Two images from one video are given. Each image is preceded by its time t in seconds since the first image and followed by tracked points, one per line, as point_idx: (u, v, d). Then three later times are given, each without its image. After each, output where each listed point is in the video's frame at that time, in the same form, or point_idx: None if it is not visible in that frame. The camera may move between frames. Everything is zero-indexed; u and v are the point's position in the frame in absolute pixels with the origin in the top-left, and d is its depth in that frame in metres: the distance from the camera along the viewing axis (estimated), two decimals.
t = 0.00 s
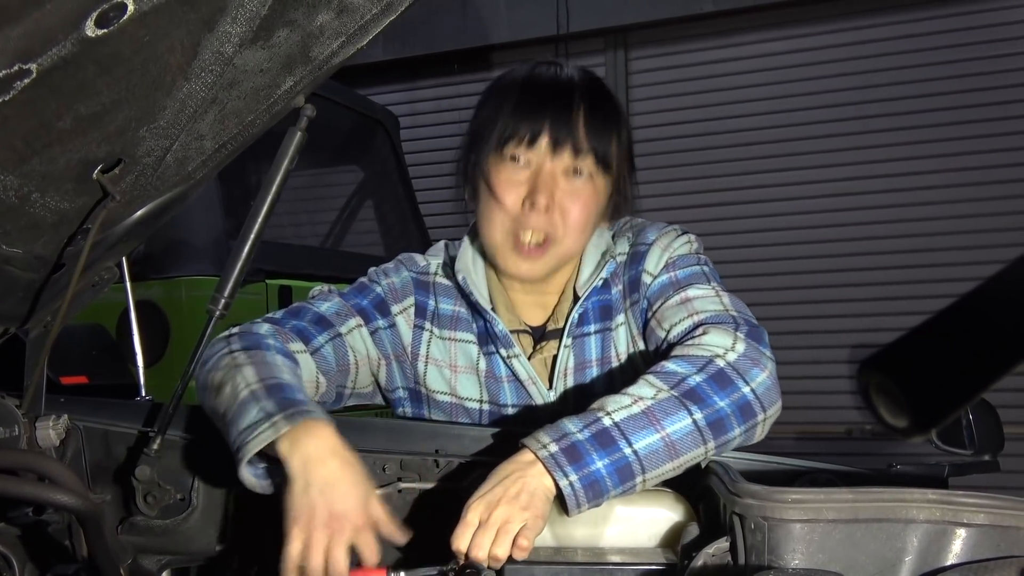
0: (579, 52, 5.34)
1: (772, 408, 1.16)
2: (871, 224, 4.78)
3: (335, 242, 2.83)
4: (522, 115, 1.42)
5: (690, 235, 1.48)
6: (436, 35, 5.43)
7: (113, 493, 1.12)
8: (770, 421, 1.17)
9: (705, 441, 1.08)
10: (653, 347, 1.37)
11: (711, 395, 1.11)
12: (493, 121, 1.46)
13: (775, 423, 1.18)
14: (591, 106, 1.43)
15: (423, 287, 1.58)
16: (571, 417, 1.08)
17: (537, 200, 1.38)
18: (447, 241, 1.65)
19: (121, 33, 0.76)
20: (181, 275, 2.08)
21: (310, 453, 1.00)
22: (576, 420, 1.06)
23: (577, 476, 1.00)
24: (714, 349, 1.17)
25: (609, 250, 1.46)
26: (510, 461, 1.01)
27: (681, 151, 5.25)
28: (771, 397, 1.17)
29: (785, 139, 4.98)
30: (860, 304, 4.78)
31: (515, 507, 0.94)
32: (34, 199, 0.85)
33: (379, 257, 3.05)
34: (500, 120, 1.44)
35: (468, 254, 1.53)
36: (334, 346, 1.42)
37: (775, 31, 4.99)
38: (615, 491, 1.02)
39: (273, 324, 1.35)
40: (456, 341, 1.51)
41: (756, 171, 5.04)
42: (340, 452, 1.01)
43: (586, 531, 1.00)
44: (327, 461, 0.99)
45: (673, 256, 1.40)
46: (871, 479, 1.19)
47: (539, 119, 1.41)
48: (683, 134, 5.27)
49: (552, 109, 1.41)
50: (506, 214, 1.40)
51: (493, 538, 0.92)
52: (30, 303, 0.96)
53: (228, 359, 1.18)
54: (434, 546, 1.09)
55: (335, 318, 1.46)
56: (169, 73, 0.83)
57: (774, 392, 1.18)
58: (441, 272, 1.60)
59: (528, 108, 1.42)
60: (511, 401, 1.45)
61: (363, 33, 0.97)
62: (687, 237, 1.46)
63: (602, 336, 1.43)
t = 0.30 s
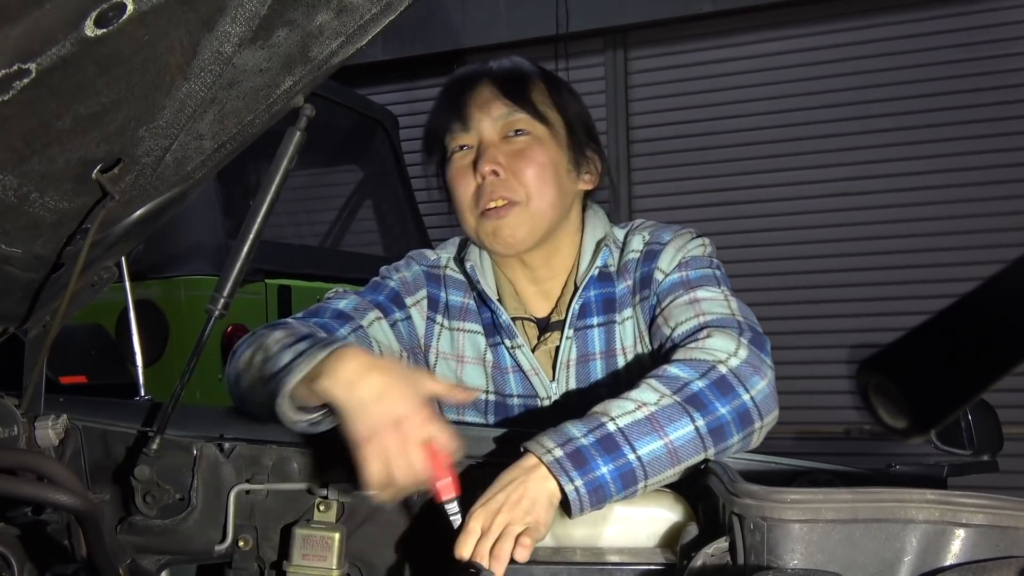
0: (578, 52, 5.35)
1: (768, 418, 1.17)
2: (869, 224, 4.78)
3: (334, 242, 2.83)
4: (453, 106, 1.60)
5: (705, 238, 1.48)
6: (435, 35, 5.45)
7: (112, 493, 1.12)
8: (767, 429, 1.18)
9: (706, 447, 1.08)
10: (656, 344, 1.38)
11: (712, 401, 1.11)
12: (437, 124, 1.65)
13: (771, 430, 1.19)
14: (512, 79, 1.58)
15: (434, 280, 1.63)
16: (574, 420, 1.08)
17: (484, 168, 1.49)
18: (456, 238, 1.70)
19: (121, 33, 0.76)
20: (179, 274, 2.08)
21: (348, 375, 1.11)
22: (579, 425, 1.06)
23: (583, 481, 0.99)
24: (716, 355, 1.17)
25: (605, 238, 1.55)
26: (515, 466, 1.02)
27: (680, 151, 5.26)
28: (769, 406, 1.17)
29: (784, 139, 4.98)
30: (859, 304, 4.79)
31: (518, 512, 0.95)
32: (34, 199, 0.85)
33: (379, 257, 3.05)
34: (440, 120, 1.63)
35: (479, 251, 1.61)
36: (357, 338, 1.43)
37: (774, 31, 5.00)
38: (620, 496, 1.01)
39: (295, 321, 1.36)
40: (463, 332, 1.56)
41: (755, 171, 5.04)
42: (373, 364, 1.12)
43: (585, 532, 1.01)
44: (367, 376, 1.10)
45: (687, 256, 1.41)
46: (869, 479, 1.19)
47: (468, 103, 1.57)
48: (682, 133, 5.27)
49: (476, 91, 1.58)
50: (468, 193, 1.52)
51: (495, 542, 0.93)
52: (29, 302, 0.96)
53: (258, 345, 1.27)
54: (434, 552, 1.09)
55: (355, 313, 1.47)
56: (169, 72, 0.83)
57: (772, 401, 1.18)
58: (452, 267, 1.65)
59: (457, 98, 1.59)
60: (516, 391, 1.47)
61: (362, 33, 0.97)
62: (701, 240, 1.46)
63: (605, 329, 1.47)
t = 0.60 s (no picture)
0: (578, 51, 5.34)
1: (767, 418, 1.17)
2: (869, 224, 4.78)
3: (334, 241, 2.83)
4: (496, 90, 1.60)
5: (713, 243, 1.48)
6: (434, 35, 5.46)
7: (112, 492, 1.12)
8: (766, 430, 1.18)
9: (705, 447, 1.08)
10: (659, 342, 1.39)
11: (712, 400, 1.11)
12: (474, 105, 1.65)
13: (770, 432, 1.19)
14: (559, 76, 1.60)
15: (438, 277, 1.62)
16: (575, 420, 1.08)
17: (522, 155, 1.49)
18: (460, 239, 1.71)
19: (120, 32, 0.76)
20: (179, 273, 2.08)
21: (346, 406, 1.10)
22: (580, 425, 1.06)
23: (583, 481, 1.00)
24: (716, 354, 1.17)
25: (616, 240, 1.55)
26: (517, 466, 1.01)
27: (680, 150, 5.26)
28: (768, 405, 1.17)
29: (784, 139, 4.98)
30: (858, 304, 4.79)
31: (518, 510, 0.95)
32: (33, 198, 0.85)
33: (378, 256, 3.05)
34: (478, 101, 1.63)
35: (491, 242, 1.60)
36: (359, 337, 1.44)
37: (774, 31, 5.00)
38: (620, 496, 1.02)
39: (298, 322, 1.37)
40: (469, 328, 1.55)
41: (754, 170, 5.04)
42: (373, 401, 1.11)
43: (584, 531, 1.01)
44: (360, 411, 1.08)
45: (693, 258, 1.41)
46: (868, 479, 1.19)
47: (514, 90, 1.58)
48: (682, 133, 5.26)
49: (523, 81, 1.59)
50: (498, 176, 1.52)
51: (494, 540, 0.93)
52: (29, 301, 0.96)
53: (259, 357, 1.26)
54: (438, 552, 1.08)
55: (356, 312, 1.48)
56: (169, 71, 0.83)
57: (771, 401, 1.18)
58: (456, 264, 1.64)
59: (502, 83, 1.60)
60: (520, 388, 1.48)
61: (362, 32, 0.97)
62: (710, 245, 1.46)
63: (611, 328, 1.47)
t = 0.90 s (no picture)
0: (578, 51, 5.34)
1: (767, 421, 1.17)
2: (868, 222, 4.78)
3: (333, 241, 2.83)
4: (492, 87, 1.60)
5: (717, 242, 1.49)
6: (434, 35, 5.47)
7: (112, 491, 1.12)
8: (764, 433, 1.18)
9: (707, 449, 1.08)
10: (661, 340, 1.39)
11: (715, 403, 1.11)
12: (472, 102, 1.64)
13: (769, 434, 1.19)
14: (555, 70, 1.60)
15: (444, 273, 1.62)
16: (580, 420, 1.07)
17: (523, 150, 1.49)
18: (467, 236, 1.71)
19: (119, 30, 0.76)
20: (178, 273, 2.07)
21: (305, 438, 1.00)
22: (585, 425, 1.06)
23: (588, 482, 0.99)
24: (720, 356, 1.17)
25: (622, 238, 1.54)
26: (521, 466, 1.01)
27: (679, 149, 5.26)
28: (769, 409, 1.17)
29: (783, 137, 4.98)
30: (858, 302, 4.79)
31: (522, 510, 0.94)
32: (32, 197, 0.85)
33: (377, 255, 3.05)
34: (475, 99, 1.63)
35: (496, 240, 1.60)
36: (367, 336, 1.44)
37: (774, 30, 5.00)
38: (623, 496, 1.01)
39: (305, 321, 1.37)
40: (475, 324, 1.55)
41: (754, 169, 5.04)
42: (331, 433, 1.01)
43: (584, 529, 1.01)
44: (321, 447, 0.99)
45: (698, 257, 1.41)
46: (869, 477, 1.19)
47: (510, 85, 1.58)
48: (681, 132, 5.26)
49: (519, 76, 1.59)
50: (498, 171, 1.51)
51: (496, 540, 0.92)
52: (28, 300, 0.96)
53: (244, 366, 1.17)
54: (439, 551, 1.07)
55: (364, 310, 1.48)
56: (167, 71, 0.83)
57: (772, 404, 1.18)
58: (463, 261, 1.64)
59: (499, 79, 1.59)
60: (525, 385, 1.47)
61: (362, 31, 0.97)
62: (713, 244, 1.46)
63: (616, 325, 1.47)
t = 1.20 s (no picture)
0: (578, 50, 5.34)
1: (772, 414, 1.17)
2: (868, 222, 4.78)
3: (333, 240, 2.83)
4: (493, 89, 1.60)
5: (714, 239, 1.49)
6: (434, 34, 5.47)
7: (112, 491, 1.12)
8: (769, 426, 1.19)
9: (712, 446, 1.08)
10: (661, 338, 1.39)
11: (719, 398, 1.10)
12: (473, 104, 1.64)
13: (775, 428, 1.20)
14: (557, 73, 1.60)
15: (441, 273, 1.63)
16: (584, 419, 1.06)
17: (524, 153, 1.49)
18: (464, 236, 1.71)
19: (119, 30, 0.76)
20: (178, 273, 2.08)
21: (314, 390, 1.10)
22: (589, 423, 1.05)
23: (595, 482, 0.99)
24: (722, 352, 1.17)
25: (619, 237, 1.55)
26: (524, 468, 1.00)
27: (679, 149, 5.26)
28: (772, 403, 1.17)
29: (783, 137, 4.98)
30: (858, 302, 4.79)
31: (529, 514, 0.94)
32: (32, 197, 0.85)
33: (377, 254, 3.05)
34: (477, 100, 1.62)
35: (491, 240, 1.60)
36: (364, 335, 1.42)
37: (774, 29, 5.00)
38: (628, 495, 1.01)
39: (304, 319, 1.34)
40: (472, 323, 1.55)
41: (754, 169, 5.04)
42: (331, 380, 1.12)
43: (584, 529, 1.01)
44: (334, 387, 1.11)
45: (695, 254, 1.42)
46: (869, 476, 1.19)
47: (511, 88, 1.58)
48: (681, 131, 5.26)
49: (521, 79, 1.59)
50: (498, 174, 1.51)
51: (502, 541, 0.92)
52: (28, 299, 0.96)
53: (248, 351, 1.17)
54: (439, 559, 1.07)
55: (361, 309, 1.47)
56: (167, 71, 0.83)
57: (775, 399, 1.18)
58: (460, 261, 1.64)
59: (500, 82, 1.59)
60: (522, 384, 1.48)
61: (362, 30, 0.97)
62: (711, 241, 1.47)
63: (614, 325, 1.47)
